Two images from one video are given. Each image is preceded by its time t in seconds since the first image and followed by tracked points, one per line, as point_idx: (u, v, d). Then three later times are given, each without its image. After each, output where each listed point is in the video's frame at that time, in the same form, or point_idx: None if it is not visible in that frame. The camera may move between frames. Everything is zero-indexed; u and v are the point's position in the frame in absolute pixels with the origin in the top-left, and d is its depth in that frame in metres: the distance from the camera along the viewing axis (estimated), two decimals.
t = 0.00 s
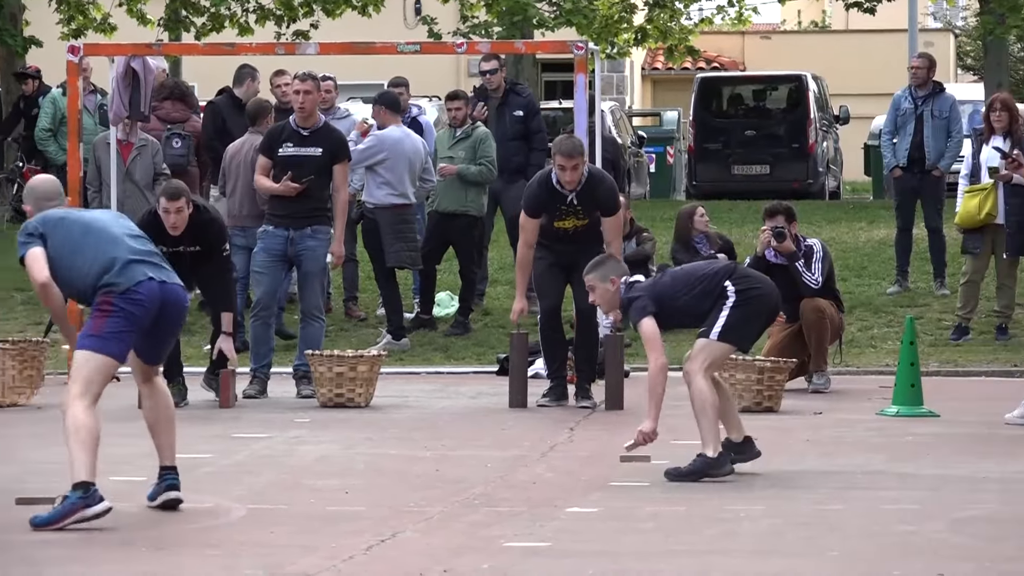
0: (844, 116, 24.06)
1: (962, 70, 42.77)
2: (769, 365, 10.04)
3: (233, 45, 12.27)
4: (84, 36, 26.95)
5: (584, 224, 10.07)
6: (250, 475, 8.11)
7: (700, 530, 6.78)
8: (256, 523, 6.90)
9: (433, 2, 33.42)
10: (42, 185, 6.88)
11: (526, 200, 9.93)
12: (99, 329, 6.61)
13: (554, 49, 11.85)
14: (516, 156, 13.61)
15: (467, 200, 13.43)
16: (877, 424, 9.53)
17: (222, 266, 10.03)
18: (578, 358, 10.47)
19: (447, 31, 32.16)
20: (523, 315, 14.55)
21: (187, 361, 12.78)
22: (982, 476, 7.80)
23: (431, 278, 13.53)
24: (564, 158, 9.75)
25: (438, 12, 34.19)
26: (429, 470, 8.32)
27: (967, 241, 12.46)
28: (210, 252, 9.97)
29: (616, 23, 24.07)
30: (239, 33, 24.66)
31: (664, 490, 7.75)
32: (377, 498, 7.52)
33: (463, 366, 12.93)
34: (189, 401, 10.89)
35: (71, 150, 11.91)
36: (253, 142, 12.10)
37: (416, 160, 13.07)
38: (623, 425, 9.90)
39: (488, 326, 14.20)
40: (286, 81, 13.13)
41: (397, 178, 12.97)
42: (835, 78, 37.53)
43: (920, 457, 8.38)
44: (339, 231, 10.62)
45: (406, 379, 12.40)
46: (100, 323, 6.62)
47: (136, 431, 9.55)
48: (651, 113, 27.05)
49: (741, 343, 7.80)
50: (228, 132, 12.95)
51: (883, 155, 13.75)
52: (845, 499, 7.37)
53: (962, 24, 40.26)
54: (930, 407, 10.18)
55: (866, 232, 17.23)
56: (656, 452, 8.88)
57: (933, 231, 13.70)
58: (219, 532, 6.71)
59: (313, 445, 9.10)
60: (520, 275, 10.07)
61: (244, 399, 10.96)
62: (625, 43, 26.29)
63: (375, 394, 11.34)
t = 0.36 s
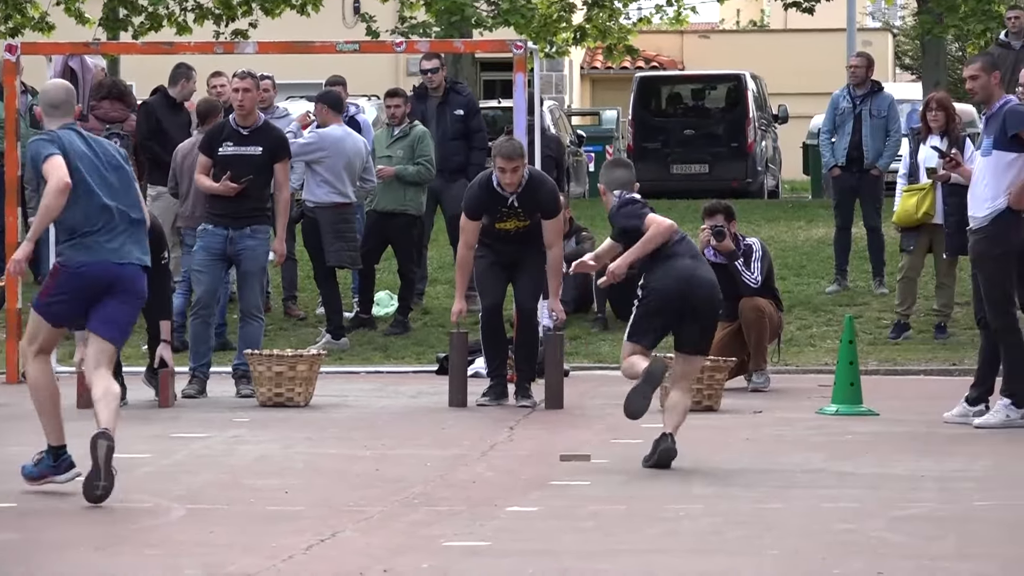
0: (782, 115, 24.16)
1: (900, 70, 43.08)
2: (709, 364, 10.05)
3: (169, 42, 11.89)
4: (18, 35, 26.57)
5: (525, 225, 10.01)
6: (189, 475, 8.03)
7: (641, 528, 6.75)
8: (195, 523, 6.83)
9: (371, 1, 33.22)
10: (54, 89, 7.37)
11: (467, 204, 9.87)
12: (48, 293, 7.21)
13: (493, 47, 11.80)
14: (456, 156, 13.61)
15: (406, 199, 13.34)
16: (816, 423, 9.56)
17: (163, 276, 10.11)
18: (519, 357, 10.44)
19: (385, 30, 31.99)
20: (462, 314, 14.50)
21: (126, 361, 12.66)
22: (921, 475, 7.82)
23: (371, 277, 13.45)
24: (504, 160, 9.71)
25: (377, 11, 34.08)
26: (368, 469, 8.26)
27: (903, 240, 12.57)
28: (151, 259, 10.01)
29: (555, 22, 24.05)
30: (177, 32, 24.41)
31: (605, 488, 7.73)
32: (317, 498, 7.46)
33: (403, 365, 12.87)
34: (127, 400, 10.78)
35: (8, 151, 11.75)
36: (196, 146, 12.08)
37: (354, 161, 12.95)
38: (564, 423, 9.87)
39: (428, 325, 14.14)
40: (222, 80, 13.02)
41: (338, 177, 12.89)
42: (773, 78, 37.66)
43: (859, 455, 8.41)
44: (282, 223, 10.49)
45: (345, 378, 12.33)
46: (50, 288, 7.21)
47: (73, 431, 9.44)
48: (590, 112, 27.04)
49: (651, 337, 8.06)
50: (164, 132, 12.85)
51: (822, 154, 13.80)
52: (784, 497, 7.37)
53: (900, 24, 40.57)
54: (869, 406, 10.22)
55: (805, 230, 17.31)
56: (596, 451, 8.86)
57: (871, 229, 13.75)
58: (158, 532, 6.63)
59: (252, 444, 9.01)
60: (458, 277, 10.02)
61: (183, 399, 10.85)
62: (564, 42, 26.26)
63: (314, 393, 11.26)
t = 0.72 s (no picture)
0: (732, 116, 24.20)
1: (850, 70, 43.32)
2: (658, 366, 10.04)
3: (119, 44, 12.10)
4: None
5: (471, 224, 9.99)
6: (138, 476, 7.95)
7: (591, 529, 6.72)
8: (143, 524, 6.76)
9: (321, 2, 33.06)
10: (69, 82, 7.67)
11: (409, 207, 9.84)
12: (57, 310, 7.57)
13: (442, 48, 11.72)
14: (406, 156, 13.48)
15: (355, 199, 13.27)
16: (766, 423, 9.57)
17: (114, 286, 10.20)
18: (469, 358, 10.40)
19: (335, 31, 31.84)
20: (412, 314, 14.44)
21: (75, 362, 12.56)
22: (871, 475, 7.84)
23: (320, 278, 13.37)
24: (453, 160, 9.66)
25: (327, 12, 33.98)
26: (318, 470, 8.20)
27: (848, 242, 12.55)
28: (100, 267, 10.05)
29: (506, 23, 24.02)
30: (127, 34, 24.25)
31: (556, 489, 7.70)
32: (266, 499, 7.40)
33: (353, 366, 12.81)
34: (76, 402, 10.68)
35: None
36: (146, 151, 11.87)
37: (306, 163, 12.81)
38: (515, 425, 9.84)
39: (378, 325, 14.08)
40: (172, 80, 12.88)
41: (289, 178, 12.77)
42: (723, 79, 37.73)
43: (808, 457, 8.41)
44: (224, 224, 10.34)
45: (295, 379, 12.26)
46: (57, 308, 7.56)
47: (21, 433, 9.34)
48: (540, 113, 27.02)
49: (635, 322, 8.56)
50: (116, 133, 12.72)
51: (771, 155, 13.85)
52: (734, 498, 7.36)
53: (850, 24, 40.79)
54: (819, 407, 10.25)
55: (756, 231, 17.35)
56: (547, 452, 8.84)
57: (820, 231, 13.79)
58: (106, 534, 6.56)
59: (203, 445, 8.94)
60: (406, 278, 9.96)
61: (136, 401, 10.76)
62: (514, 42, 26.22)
63: (264, 395, 11.19)
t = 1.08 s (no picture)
0: (720, 119, 24.22)
1: (836, 72, 43.39)
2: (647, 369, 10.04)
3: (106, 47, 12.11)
4: None
5: (462, 223, 9.98)
6: (128, 479, 7.93)
7: (582, 532, 6.71)
8: (133, 527, 6.75)
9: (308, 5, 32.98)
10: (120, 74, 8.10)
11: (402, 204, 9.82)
12: (107, 309, 8.07)
13: (433, 51, 11.72)
14: (393, 160, 13.51)
15: (345, 203, 13.24)
16: (755, 426, 9.57)
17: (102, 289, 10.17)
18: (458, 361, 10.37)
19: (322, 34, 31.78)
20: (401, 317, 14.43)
21: (64, 365, 12.53)
22: (861, 478, 7.85)
23: (309, 281, 13.35)
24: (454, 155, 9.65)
25: (315, 15, 33.93)
26: (307, 474, 8.19)
27: (822, 243, 12.53)
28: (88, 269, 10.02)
29: (493, 25, 24.00)
30: (114, 36, 24.18)
31: (546, 492, 7.69)
32: (256, 502, 7.39)
33: (343, 369, 12.80)
34: (65, 405, 10.66)
35: None
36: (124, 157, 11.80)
37: (297, 166, 12.78)
38: (505, 428, 9.83)
39: (368, 329, 14.06)
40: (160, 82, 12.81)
41: (278, 181, 12.75)
42: (710, 82, 37.73)
43: (798, 459, 8.42)
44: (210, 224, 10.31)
45: (284, 383, 12.24)
46: (107, 309, 8.07)
47: (10, 436, 9.33)
48: (529, 116, 27.00)
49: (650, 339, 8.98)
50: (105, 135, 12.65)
51: (760, 158, 13.89)
52: (724, 501, 7.35)
53: (837, 26, 40.85)
54: (808, 409, 10.26)
55: (744, 234, 17.37)
56: (537, 454, 8.84)
57: (807, 233, 13.80)
58: (96, 537, 6.54)
59: (192, 448, 8.93)
60: (395, 276, 9.93)
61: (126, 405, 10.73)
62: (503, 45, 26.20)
63: (253, 398, 11.17)
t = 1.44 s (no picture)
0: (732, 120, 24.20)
1: (848, 74, 43.36)
2: (660, 370, 10.04)
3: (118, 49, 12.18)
4: None
5: (478, 228, 9.99)
6: (141, 480, 7.96)
7: (594, 534, 6.71)
8: (145, 529, 6.77)
9: (320, 6, 32.99)
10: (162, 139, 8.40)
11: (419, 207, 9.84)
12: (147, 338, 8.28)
13: (444, 53, 11.73)
14: (406, 161, 13.52)
15: (357, 205, 13.26)
16: (767, 428, 9.56)
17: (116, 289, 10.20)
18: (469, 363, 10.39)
19: (334, 36, 31.79)
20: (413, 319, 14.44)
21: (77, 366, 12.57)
22: (872, 479, 7.84)
23: (321, 283, 13.37)
24: (467, 161, 9.66)
25: (327, 16, 33.99)
26: (320, 475, 8.21)
27: (827, 244, 12.54)
28: (101, 269, 10.07)
29: (505, 26, 24.02)
30: (126, 37, 24.20)
31: (558, 494, 7.70)
32: (269, 503, 7.40)
33: (354, 370, 12.82)
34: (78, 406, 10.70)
35: None
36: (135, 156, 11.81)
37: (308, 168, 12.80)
38: (517, 429, 9.84)
39: (380, 330, 14.08)
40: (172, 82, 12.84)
41: (288, 183, 12.77)
42: (722, 82, 37.65)
43: (810, 461, 8.41)
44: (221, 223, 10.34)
45: (296, 384, 12.26)
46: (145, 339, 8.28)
47: (23, 437, 9.36)
48: (541, 117, 27.01)
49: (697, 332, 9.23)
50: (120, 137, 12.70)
51: (771, 159, 13.87)
52: (736, 503, 7.35)
53: (849, 27, 40.79)
54: (821, 411, 10.25)
55: (757, 236, 17.35)
56: (550, 456, 8.84)
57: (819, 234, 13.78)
58: (108, 538, 6.56)
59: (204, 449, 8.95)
60: (409, 279, 9.95)
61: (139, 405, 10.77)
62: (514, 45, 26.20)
63: (266, 400, 11.19)
